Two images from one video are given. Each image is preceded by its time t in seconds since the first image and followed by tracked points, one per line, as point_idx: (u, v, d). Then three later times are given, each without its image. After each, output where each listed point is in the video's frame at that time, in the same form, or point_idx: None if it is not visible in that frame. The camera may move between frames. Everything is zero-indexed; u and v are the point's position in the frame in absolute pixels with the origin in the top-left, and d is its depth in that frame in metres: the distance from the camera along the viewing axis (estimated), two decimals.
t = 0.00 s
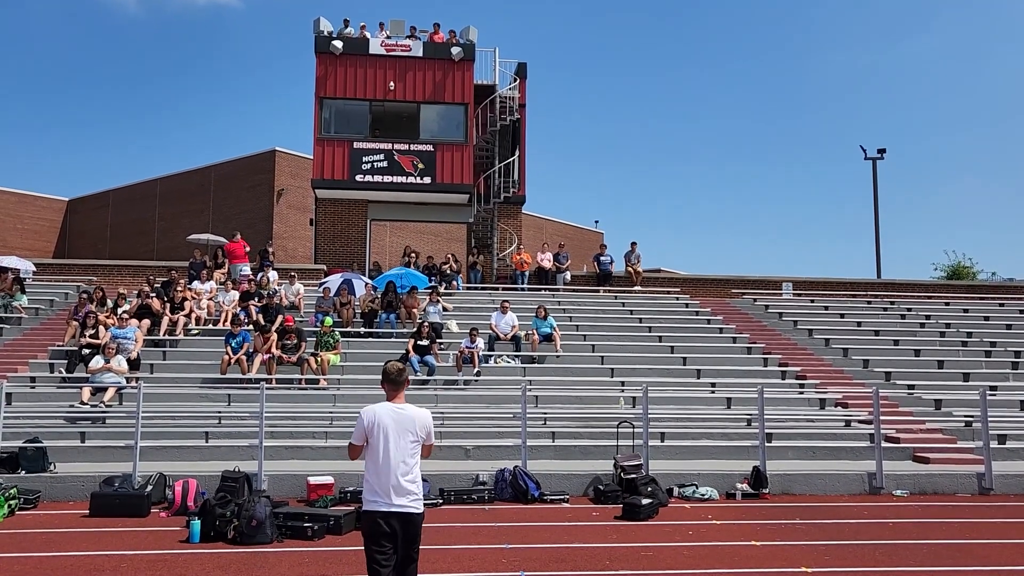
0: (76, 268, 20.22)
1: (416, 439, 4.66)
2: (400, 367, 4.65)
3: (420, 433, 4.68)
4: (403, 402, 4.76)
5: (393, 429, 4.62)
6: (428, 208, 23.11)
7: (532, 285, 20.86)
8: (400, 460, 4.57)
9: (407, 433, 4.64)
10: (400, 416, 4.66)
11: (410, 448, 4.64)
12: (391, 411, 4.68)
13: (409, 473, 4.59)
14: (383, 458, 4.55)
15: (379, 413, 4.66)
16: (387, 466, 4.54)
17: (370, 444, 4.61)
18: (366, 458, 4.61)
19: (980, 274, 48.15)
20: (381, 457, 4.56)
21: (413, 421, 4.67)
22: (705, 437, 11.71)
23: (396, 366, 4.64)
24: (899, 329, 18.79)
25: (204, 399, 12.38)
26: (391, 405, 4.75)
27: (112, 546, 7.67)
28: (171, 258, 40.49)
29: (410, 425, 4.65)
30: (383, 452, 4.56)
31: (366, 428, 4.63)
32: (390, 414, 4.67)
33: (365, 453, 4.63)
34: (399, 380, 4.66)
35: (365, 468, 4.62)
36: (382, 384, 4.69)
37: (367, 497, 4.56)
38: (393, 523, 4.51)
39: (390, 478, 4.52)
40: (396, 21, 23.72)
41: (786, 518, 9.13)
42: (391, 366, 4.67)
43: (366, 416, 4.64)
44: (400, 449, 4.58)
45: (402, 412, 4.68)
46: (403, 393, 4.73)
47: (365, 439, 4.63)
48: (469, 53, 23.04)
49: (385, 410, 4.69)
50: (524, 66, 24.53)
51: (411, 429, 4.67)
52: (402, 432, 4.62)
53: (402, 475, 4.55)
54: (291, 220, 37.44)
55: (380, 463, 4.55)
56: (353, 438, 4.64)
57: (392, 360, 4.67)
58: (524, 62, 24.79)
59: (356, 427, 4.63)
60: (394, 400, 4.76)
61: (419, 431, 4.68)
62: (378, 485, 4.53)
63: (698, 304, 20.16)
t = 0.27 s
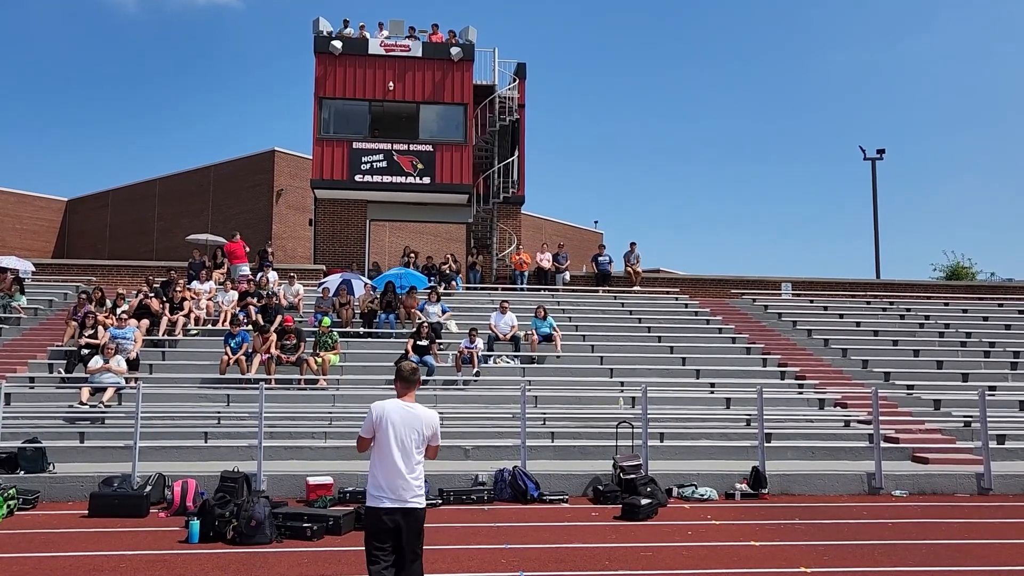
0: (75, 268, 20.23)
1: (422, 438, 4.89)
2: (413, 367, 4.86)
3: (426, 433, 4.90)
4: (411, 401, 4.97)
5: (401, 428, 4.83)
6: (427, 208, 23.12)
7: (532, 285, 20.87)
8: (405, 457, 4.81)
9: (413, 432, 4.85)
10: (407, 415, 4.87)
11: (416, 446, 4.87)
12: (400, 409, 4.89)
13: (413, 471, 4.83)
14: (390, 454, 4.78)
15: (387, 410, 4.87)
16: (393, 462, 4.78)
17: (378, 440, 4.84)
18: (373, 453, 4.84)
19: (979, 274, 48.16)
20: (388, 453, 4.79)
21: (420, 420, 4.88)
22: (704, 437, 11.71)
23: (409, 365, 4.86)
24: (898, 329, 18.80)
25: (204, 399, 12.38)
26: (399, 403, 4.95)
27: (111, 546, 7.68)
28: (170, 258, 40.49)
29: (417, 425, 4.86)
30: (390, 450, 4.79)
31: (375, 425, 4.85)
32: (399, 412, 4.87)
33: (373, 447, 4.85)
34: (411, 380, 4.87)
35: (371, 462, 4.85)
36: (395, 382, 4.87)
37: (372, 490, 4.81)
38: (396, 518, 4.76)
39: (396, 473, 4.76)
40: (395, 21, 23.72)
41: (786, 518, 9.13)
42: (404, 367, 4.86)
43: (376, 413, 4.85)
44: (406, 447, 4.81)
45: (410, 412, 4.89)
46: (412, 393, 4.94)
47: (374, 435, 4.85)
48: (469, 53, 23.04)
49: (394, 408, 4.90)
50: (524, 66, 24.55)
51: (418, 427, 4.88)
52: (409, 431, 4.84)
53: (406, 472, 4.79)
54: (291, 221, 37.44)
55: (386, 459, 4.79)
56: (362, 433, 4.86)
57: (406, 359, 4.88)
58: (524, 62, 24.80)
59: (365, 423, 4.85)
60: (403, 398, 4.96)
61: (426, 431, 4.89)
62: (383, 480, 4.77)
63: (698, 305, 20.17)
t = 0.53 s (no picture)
0: (75, 267, 20.22)
1: (427, 436, 4.91)
2: (420, 366, 4.96)
3: (431, 432, 4.91)
4: (417, 400, 5.01)
5: (407, 426, 4.86)
6: (427, 208, 23.11)
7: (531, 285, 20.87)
8: (410, 454, 4.83)
9: (419, 430, 4.88)
10: (413, 414, 4.90)
11: (420, 444, 4.89)
12: (406, 407, 4.92)
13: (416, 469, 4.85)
14: (395, 451, 4.80)
15: (393, 407, 4.90)
16: (397, 459, 4.80)
17: (383, 436, 4.86)
18: (378, 449, 4.87)
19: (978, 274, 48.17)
20: (393, 450, 4.81)
21: (425, 419, 4.90)
22: (704, 437, 11.71)
23: (417, 364, 4.95)
24: (897, 329, 18.80)
25: (204, 399, 12.38)
26: (405, 400, 4.99)
27: (111, 546, 7.68)
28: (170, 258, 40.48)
29: (423, 424, 4.89)
30: (395, 447, 4.81)
31: (381, 421, 4.87)
32: (405, 410, 4.90)
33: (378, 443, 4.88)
34: (417, 378, 4.97)
35: (376, 458, 4.88)
36: (403, 379, 4.98)
37: (375, 486, 4.84)
38: (397, 515, 4.78)
39: (399, 470, 4.79)
40: (395, 21, 23.72)
41: (786, 518, 9.13)
42: (414, 364, 4.96)
43: (383, 410, 4.88)
44: (412, 445, 4.83)
45: (416, 410, 4.91)
46: (419, 392, 4.99)
47: (380, 431, 4.88)
48: (469, 53, 23.03)
49: (400, 405, 4.93)
50: (524, 66, 24.54)
51: (423, 425, 4.91)
52: (414, 429, 4.86)
53: (408, 470, 4.82)
54: (290, 220, 37.43)
55: (391, 455, 4.81)
56: (368, 428, 4.89)
57: (414, 358, 4.99)
58: (524, 62, 24.79)
59: (372, 419, 4.88)
60: (409, 396, 5.01)
61: (431, 429, 4.91)
62: (385, 476, 4.80)
63: (697, 304, 20.17)
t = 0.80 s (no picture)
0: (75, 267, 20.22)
1: (428, 435, 5.00)
2: (422, 368, 4.96)
3: (432, 431, 5.01)
4: (418, 400, 5.08)
5: (409, 424, 4.94)
6: (427, 208, 23.11)
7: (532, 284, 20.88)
8: (412, 453, 4.91)
9: (420, 429, 4.96)
10: (415, 413, 4.98)
11: (421, 442, 4.97)
12: (409, 406, 5.00)
13: (417, 467, 4.93)
14: (397, 449, 4.87)
15: (395, 406, 4.97)
16: (399, 457, 4.87)
17: (385, 434, 4.93)
18: (379, 448, 4.92)
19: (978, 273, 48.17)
20: (395, 448, 4.88)
21: (426, 417, 4.99)
22: (704, 436, 11.72)
23: (418, 366, 4.96)
24: (897, 328, 18.80)
25: (204, 398, 12.38)
26: (406, 399, 5.05)
27: (112, 545, 7.68)
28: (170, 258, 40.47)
29: (424, 422, 4.97)
30: (397, 444, 4.89)
31: (383, 419, 4.94)
32: (407, 409, 4.98)
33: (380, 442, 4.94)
34: (419, 380, 4.99)
35: (376, 457, 4.93)
36: (404, 381, 5.01)
37: (375, 484, 4.89)
38: (398, 512, 4.84)
39: (400, 468, 4.85)
40: (395, 21, 23.71)
41: (786, 518, 9.13)
42: (413, 366, 4.98)
43: (384, 408, 4.96)
44: (413, 443, 4.91)
45: (417, 410, 5.00)
46: (421, 392, 5.05)
47: (381, 429, 4.95)
48: (469, 52, 23.03)
49: (402, 404, 5.01)
50: (524, 65, 24.54)
51: (424, 423, 5.00)
52: (416, 427, 4.95)
53: (409, 467, 4.88)
54: (290, 220, 37.43)
55: (394, 453, 4.87)
56: (369, 426, 4.95)
57: (415, 359, 4.99)
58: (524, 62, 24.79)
59: (374, 417, 4.95)
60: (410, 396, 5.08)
61: (432, 428, 5.00)
62: (386, 473, 4.86)
63: (697, 304, 20.17)
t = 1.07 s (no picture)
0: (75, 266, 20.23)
1: (425, 433, 5.10)
2: (417, 368, 5.06)
3: (429, 428, 5.11)
4: (415, 398, 5.18)
5: (406, 424, 5.05)
6: (428, 207, 23.11)
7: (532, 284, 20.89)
8: (410, 452, 5.02)
9: (418, 428, 5.07)
10: (412, 412, 5.09)
11: (419, 441, 5.08)
12: (406, 406, 5.10)
13: (417, 465, 5.04)
14: (396, 449, 4.98)
15: (392, 407, 5.07)
16: (398, 457, 4.99)
17: (384, 434, 5.03)
18: (379, 449, 5.03)
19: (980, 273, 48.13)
20: (394, 448, 4.99)
21: (423, 416, 5.09)
22: (704, 435, 11.72)
23: (413, 366, 5.05)
24: (898, 328, 18.79)
25: (205, 397, 12.38)
26: (402, 398, 5.16)
27: (112, 544, 7.69)
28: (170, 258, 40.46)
29: (421, 421, 5.08)
30: (396, 444, 4.99)
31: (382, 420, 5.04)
32: (405, 408, 5.09)
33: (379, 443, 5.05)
34: (414, 379, 5.09)
35: (376, 458, 5.05)
36: (400, 381, 5.12)
37: (377, 484, 5.01)
38: (400, 510, 4.98)
39: (400, 467, 4.97)
40: (396, 20, 23.71)
41: (787, 517, 9.12)
42: (409, 367, 5.08)
43: (382, 409, 5.05)
44: (411, 442, 5.02)
45: (414, 409, 5.10)
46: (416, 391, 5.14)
47: (380, 430, 5.04)
48: (470, 52, 23.02)
49: (399, 405, 5.12)
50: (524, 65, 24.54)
51: (421, 421, 5.10)
52: (414, 426, 5.06)
53: (409, 466, 5.00)
54: (291, 219, 37.42)
55: (393, 453, 4.99)
56: (369, 428, 5.05)
57: (410, 360, 5.07)
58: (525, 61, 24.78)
59: (373, 418, 5.05)
60: (407, 396, 5.19)
61: (430, 425, 5.11)
62: (388, 473, 4.98)
63: (698, 303, 20.17)
